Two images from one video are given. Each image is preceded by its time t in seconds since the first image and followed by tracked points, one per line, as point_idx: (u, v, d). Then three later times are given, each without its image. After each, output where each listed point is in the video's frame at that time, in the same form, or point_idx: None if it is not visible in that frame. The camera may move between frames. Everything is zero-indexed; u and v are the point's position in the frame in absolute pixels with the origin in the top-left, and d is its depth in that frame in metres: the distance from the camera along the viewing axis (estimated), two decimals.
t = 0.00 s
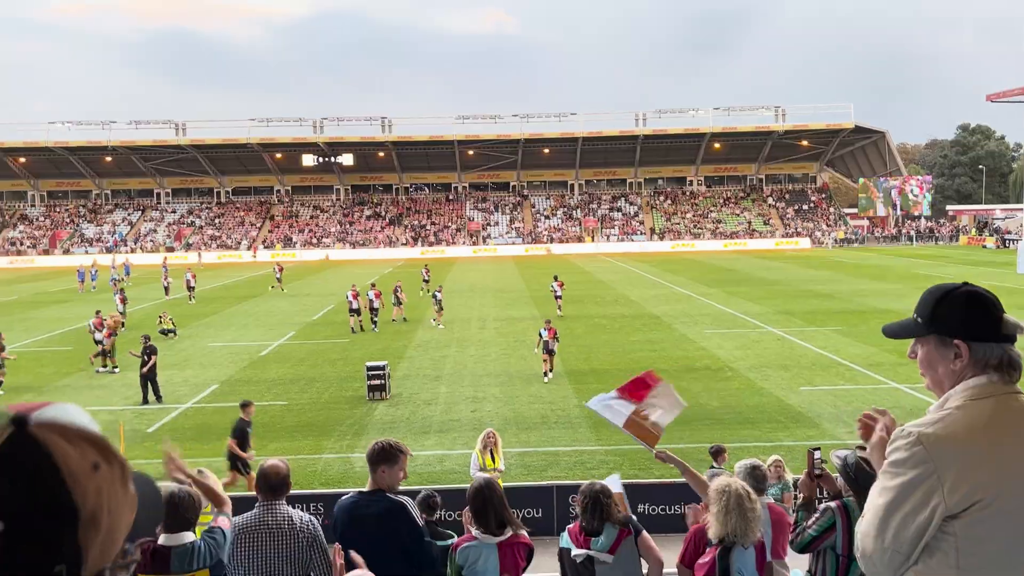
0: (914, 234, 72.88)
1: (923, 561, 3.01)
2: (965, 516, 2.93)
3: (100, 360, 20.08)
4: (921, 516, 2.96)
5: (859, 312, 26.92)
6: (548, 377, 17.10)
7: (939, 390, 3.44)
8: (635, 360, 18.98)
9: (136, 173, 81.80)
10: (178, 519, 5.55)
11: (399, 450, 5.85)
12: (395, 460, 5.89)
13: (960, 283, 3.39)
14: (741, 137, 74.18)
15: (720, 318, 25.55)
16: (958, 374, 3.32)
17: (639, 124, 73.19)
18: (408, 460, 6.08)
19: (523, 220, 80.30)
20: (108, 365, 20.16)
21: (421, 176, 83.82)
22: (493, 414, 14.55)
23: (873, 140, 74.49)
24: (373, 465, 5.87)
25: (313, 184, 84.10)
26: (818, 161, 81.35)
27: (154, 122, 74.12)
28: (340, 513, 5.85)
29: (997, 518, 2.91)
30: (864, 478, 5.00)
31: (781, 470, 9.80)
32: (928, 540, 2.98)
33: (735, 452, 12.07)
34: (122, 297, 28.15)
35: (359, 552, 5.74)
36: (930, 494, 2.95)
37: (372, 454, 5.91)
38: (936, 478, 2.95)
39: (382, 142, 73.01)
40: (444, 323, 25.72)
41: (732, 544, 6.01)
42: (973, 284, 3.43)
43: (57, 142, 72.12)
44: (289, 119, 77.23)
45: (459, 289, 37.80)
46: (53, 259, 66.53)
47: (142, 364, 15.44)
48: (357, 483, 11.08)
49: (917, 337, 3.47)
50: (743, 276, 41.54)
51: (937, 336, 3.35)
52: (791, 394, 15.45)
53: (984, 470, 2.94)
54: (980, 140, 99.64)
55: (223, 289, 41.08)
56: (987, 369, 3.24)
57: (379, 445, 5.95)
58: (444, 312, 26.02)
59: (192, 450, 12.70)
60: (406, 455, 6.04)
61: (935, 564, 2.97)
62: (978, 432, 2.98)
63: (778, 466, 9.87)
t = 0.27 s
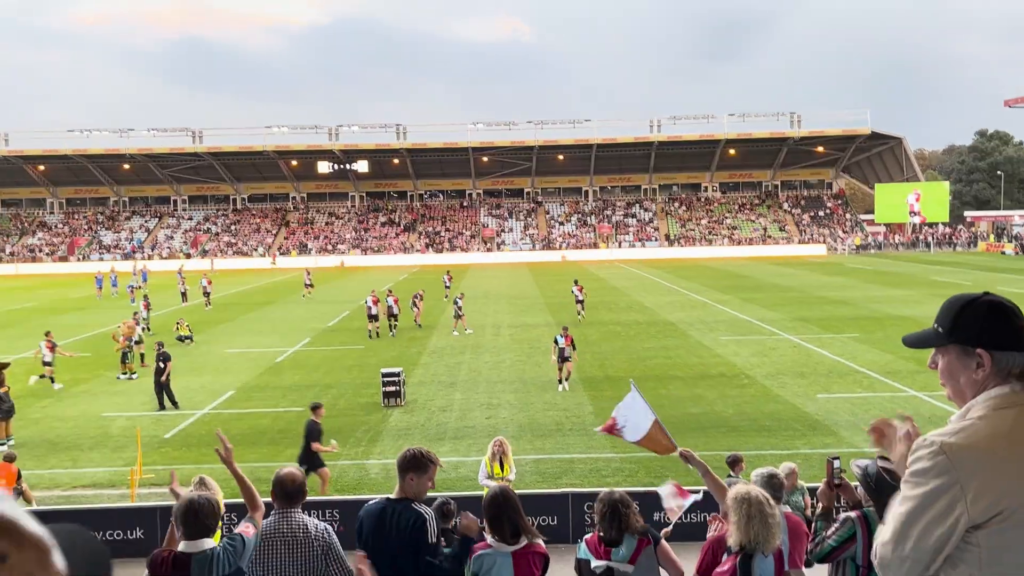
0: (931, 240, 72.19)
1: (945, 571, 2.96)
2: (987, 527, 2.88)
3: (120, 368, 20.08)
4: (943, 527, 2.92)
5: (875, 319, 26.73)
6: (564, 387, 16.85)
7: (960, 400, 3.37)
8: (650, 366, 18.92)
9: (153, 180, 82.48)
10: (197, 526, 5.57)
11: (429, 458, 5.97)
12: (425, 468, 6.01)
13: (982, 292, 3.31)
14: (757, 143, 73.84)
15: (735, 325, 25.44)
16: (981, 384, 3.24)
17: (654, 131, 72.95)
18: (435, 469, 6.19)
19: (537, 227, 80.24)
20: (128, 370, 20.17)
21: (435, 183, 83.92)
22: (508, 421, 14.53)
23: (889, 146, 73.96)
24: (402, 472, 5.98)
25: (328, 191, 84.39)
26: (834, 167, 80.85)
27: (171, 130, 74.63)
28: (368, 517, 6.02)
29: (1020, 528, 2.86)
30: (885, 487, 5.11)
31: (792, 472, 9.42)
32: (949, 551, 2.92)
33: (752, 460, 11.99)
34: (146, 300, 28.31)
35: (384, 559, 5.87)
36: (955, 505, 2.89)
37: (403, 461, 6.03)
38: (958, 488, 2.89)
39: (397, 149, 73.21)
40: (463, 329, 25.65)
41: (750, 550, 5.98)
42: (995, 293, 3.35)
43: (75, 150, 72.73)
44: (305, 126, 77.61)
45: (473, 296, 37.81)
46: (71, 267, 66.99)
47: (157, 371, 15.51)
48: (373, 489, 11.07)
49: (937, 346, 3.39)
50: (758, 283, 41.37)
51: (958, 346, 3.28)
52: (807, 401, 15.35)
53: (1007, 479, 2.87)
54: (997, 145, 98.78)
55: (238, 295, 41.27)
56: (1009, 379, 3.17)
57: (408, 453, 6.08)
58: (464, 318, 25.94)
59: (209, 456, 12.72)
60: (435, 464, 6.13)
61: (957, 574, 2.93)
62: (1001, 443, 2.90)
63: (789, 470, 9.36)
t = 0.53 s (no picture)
0: (949, 248, 71.55)
1: None
2: (1012, 533, 2.83)
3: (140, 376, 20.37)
4: (967, 535, 2.87)
5: (893, 326, 26.50)
6: (586, 398, 16.53)
7: (982, 408, 3.32)
8: (666, 374, 18.83)
9: (171, 188, 83.33)
10: (219, 530, 5.63)
11: (452, 466, 6.03)
12: (447, 476, 6.07)
13: (1005, 298, 3.25)
14: (772, 150, 73.65)
15: (750, 333, 25.30)
16: (1004, 390, 3.18)
17: (669, 138, 72.83)
18: (458, 476, 6.25)
19: (551, 234, 80.26)
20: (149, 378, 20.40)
21: (450, 191, 84.30)
22: (523, 428, 14.49)
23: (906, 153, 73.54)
24: (425, 478, 6.03)
25: (344, 199, 84.87)
26: (849, 174, 80.50)
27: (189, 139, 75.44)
28: (390, 522, 6.06)
29: None
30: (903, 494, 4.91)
31: (807, 477, 9.35)
32: (972, 558, 2.87)
33: (769, 469, 11.91)
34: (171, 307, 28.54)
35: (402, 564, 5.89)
36: (977, 511, 2.85)
37: (426, 468, 6.10)
38: (981, 494, 2.84)
39: (412, 156, 73.54)
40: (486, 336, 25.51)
41: (771, 557, 5.90)
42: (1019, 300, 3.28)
43: (94, 159, 73.53)
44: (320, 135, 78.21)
45: (488, 303, 37.77)
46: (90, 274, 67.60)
47: (172, 378, 15.57)
48: (390, 496, 11.11)
49: (960, 353, 3.34)
50: (773, 290, 41.21)
51: (982, 352, 3.22)
52: (824, 409, 15.22)
53: None
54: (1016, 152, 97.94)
55: (255, 302, 41.51)
56: None
57: (432, 460, 6.13)
58: (484, 326, 25.88)
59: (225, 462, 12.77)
60: (458, 473, 6.21)
61: None
62: None
63: (804, 477, 9.26)
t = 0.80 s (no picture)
0: (973, 257, 70.64)
1: None
2: None
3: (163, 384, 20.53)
4: (994, 541, 2.74)
5: (916, 336, 26.18)
6: (606, 408, 16.35)
7: (1009, 414, 3.18)
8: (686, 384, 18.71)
9: (193, 198, 84.29)
10: (247, 533, 5.71)
11: (475, 472, 6.11)
12: (469, 482, 6.12)
13: None
14: (792, 158, 73.36)
15: (771, 342, 25.09)
16: None
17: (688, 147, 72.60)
18: (480, 484, 6.30)
19: (570, 242, 80.18)
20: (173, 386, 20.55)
21: (470, 200, 84.66)
22: (541, 437, 14.42)
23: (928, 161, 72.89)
24: (448, 484, 6.08)
25: (364, 209, 85.41)
26: (871, 183, 79.94)
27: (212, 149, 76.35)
28: (411, 528, 6.12)
29: None
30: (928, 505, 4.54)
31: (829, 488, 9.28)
32: (1001, 565, 2.74)
33: (790, 479, 11.79)
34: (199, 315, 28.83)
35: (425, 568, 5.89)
36: (1005, 518, 2.72)
37: (448, 475, 6.15)
38: (1010, 500, 2.72)
39: (431, 166, 73.88)
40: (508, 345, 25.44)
41: (791, 565, 5.84)
42: None
43: (118, 169, 74.43)
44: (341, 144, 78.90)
45: (507, 311, 37.78)
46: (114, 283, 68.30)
47: (194, 385, 15.65)
48: (411, 504, 11.15)
49: (987, 358, 3.24)
50: (794, 299, 40.93)
51: (1010, 358, 3.12)
52: (845, 419, 15.06)
53: None
54: None
55: (275, 311, 41.76)
56: None
57: (454, 466, 6.19)
58: (508, 335, 25.83)
59: (245, 470, 12.81)
60: (481, 481, 6.27)
61: None
62: None
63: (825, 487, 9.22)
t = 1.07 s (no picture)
0: (1011, 262, 69.25)
1: None
2: None
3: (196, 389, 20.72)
4: None
5: (950, 343, 25.72)
6: (644, 420, 15.92)
7: None
8: (716, 391, 18.54)
9: (225, 205, 85.41)
10: (282, 536, 5.83)
11: (503, 477, 6.07)
12: (499, 487, 6.09)
13: None
14: (822, 163, 72.74)
15: (802, 349, 24.77)
16: None
17: (718, 152, 72.14)
18: (509, 489, 6.27)
19: (598, 248, 79.98)
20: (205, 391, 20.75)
21: (497, 207, 84.79)
22: (570, 444, 14.38)
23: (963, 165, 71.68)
24: (477, 490, 6.07)
25: (393, 215, 85.99)
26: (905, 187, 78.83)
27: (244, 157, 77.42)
28: (442, 535, 6.11)
29: None
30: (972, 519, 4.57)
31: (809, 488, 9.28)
32: None
33: (822, 486, 11.63)
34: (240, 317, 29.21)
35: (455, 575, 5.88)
36: None
37: (477, 481, 6.15)
38: None
39: (460, 172, 74.27)
40: (539, 352, 25.41)
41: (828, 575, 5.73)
42: None
43: (152, 177, 75.64)
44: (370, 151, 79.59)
45: (535, 317, 37.71)
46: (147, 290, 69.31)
47: (227, 391, 15.82)
48: (440, 510, 11.15)
49: None
50: (826, 306, 40.36)
51: None
52: (879, 428, 14.82)
53: None
54: None
55: (305, 317, 42.15)
56: None
57: (483, 471, 6.17)
58: (542, 341, 25.75)
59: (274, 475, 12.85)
60: (510, 486, 6.25)
61: None
62: None
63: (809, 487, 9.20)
